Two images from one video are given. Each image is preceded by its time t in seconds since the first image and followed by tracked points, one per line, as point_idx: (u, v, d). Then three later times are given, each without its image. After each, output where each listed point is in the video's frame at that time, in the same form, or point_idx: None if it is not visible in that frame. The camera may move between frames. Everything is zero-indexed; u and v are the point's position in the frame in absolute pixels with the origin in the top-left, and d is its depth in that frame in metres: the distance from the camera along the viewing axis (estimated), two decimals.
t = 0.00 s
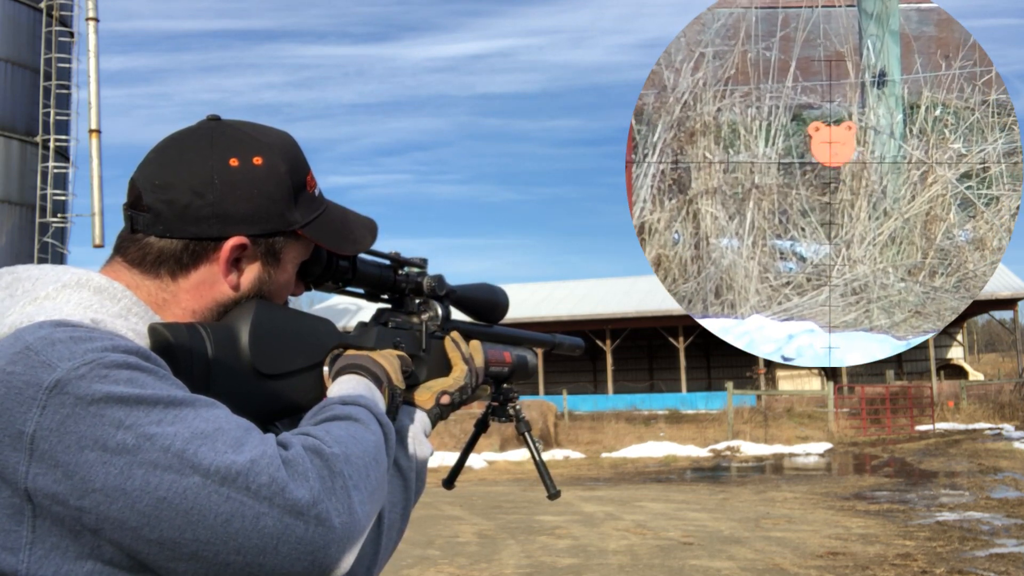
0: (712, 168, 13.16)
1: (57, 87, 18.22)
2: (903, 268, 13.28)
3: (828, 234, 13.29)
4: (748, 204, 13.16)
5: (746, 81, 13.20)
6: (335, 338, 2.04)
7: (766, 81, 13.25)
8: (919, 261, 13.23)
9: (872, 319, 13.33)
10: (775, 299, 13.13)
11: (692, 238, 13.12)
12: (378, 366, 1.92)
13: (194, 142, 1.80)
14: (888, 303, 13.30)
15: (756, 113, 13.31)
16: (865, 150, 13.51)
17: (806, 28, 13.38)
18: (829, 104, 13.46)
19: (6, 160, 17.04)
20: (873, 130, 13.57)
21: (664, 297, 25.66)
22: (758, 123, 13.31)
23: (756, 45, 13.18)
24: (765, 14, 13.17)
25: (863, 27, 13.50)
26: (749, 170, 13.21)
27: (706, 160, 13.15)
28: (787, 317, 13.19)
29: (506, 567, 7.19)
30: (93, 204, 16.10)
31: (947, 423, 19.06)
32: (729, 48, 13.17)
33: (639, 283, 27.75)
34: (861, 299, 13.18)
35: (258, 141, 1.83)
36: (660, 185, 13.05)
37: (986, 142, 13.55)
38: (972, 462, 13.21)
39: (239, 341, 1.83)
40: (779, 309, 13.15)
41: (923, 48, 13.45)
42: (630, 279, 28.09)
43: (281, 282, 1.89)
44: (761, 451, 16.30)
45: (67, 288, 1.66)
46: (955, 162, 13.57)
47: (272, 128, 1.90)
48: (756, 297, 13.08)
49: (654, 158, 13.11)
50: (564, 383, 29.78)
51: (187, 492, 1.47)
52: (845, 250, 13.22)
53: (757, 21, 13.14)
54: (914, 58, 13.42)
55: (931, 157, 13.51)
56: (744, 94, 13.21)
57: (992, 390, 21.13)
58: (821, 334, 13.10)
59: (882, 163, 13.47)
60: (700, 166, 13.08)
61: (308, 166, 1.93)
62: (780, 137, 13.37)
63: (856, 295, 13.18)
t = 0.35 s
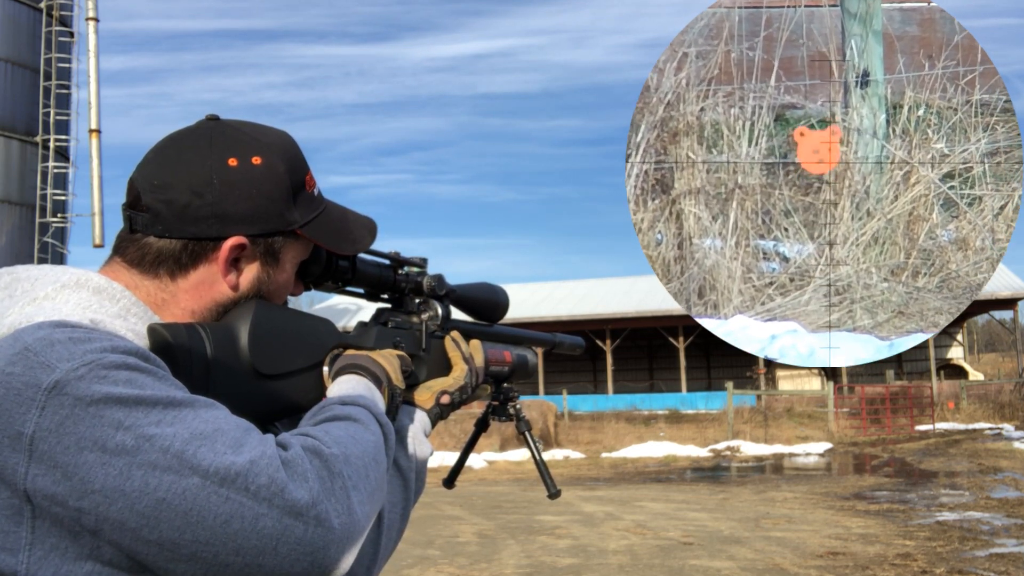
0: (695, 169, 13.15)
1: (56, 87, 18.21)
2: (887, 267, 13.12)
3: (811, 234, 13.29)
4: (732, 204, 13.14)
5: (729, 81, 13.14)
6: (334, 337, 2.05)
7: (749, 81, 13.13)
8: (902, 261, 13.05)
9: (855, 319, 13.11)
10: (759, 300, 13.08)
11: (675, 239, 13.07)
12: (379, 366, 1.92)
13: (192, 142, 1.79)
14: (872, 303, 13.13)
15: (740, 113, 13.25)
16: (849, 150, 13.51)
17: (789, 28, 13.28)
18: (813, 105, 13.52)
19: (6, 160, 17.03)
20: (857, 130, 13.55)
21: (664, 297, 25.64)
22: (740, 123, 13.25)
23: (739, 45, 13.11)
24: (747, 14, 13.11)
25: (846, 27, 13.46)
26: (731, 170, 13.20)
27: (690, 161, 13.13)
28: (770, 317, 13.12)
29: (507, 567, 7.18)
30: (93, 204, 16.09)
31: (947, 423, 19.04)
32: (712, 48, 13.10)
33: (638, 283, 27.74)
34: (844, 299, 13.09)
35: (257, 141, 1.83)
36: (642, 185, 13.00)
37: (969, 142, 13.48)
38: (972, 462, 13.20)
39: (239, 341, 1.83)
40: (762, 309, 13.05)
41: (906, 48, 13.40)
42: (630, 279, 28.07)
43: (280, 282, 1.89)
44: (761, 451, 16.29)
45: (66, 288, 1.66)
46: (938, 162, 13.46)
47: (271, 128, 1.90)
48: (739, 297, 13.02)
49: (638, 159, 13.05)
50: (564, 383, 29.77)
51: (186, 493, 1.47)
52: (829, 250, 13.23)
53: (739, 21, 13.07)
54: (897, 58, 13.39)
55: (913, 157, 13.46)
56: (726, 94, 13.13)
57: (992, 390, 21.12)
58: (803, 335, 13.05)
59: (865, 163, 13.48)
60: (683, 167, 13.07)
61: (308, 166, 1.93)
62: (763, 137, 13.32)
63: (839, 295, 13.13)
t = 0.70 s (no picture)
0: (694, 165, 13.07)
1: (56, 87, 18.21)
2: (887, 264, 13.05)
3: (810, 231, 13.24)
4: (731, 201, 13.07)
5: (728, 78, 13.11)
6: (336, 337, 2.05)
7: (748, 78, 13.16)
8: (902, 257, 12.96)
9: (855, 315, 13.00)
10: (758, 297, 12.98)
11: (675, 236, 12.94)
12: (380, 366, 1.92)
13: (194, 142, 1.80)
14: (871, 299, 13.01)
15: (739, 110, 13.28)
16: (848, 147, 13.47)
17: (787, 24, 13.20)
18: (812, 102, 13.38)
19: (6, 160, 17.02)
20: (856, 127, 13.50)
21: (664, 297, 25.64)
22: (739, 119, 13.26)
23: (738, 43, 13.08)
24: (746, 11, 13.02)
25: (845, 24, 13.38)
26: (730, 166, 13.15)
27: (688, 157, 13.05)
28: (769, 314, 13.05)
29: (506, 566, 7.18)
30: (93, 204, 16.08)
31: (947, 423, 19.03)
32: (711, 45, 12.96)
33: (639, 283, 27.73)
34: (843, 295, 13.03)
35: (258, 141, 1.83)
36: (642, 181, 12.84)
37: (968, 138, 13.33)
38: (972, 462, 13.20)
39: (241, 341, 1.83)
40: (762, 306, 12.98)
41: (905, 45, 13.31)
42: (630, 279, 28.07)
43: (281, 282, 1.89)
44: (761, 451, 16.28)
45: (68, 288, 1.66)
46: (937, 159, 13.33)
47: (272, 128, 1.90)
48: (739, 294, 12.93)
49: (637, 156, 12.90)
50: (564, 383, 29.76)
51: (188, 492, 1.47)
52: (828, 246, 13.16)
53: (738, 18, 12.98)
54: (896, 55, 13.31)
55: (912, 153, 13.36)
56: (726, 91, 13.12)
57: (992, 390, 21.11)
58: (802, 331, 12.92)
59: (864, 159, 13.42)
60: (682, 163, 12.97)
61: (309, 167, 1.93)
62: (762, 134, 13.30)
63: (839, 292, 13.07)
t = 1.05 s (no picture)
0: (687, 181, 13.11)
1: (56, 87, 18.21)
2: (882, 280, 13.17)
3: (803, 246, 13.24)
4: (725, 217, 13.10)
5: (721, 94, 13.12)
6: (336, 337, 2.04)
7: (741, 94, 13.13)
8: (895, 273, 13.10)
9: (848, 331, 13.13)
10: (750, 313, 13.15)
11: (666, 253, 13.19)
12: (381, 366, 1.91)
13: (195, 141, 1.79)
14: (864, 315, 13.15)
15: (732, 125, 13.20)
16: (839, 162, 13.42)
17: (781, 40, 13.25)
18: (805, 118, 13.31)
19: (6, 160, 17.02)
20: (849, 143, 13.37)
21: (664, 297, 25.65)
22: (733, 136, 13.18)
23: (731, 58, 13.11)
24: (740, 26, 13.12)
25: (838, 40, 13.39)
26: (724, 183, 13.12)
27: (681, 174, 13.10)
28: (763, 330, 13.20)
29: (506, 567, 7.18)
30: (93, 204, 16.09)
31: (947, 423, 19.02)
32: (704, 62, 13.05)
33: (639, 283, 27.75)
34: (837, 311, 13.13)
35: (259, 141, 1.82)
36: (635, 199, 13.02)
37: (962, 153, 13.42)
38: (972, 462, 13.20)
39: (243, 341, 1.83)
40: (755, 322, 13.15)
41: (898, 61, 13.45)
42: (630, 279, 28.08)
43: (282, 281, 1.89)
44: (761, 451, 16.28)
45: (69, 289, 1.65)
46: (930, 174, 13.42)
47: (273, 127, 1.90)
48: (732, 310, 13.13)
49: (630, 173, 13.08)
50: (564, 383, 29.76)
51: (189, 493, 1.47)
52: (822, 262, 13.20)
53: (731, 34, 13.08)
54: (889, 70, 13.42)
55: (906, 169, 13.43)
56: (719, 107, 13.16)
57: (992, 390, 21.10)
58: (796, 347, 13.12)
59: (858, 175, 13.39)
60: (675, 181, 13.04)
61: (310, 166, 1.92)
62: (755, 150, 13.19)
63: (832, 307, 13.15)
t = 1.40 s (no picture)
0: (704, 168, 13.14)
1: (57, 87, 18.22)
2: (900, 270, 13.14)
3: (821, 235, 13.25)
4: (742, 206, 13.11)
5: (739, 81, 13.17)
6: (338, 337, 2.04)
7: (759, 83, 13.20)
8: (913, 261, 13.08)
9: (865, 319, 13.16)
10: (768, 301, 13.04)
11: (684, 240, 13.11)
12: (381, 367, 1.91)
13: (195, 142, 1.79)
14: (882, 303, 13.14)
15: (750, 113, 13.31)
16: (857, 150, 13.48)
17: (798, 28, 13.27)
18: (822, 105, 13.50)
19: (6, 160, 17.02)
20: (866, 130, 13.58)
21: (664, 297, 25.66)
22: (750, 124, 13.30)
23: (748, 46, 13.16)
24: (756, 15, 13.11)
25: (855, 27, 13.49)
26: (741, 171, 13.17)
27: (699, 161, 13.14)
28: (780, 318, 13.07)
29: (506, 567, 7.18)
30: (93, 203, 16.09)
31: (947, 423, 19.04)
32: (721, 49, 13.14)
33: (638, 283, 27.76)
34: (854, 300, 13.09)
35: (259, 141, 1.82)
36: (652, 187, 13.02)
37: (979, 142, 13.51)
38: (972, 462, 13.19)
39: (244, 341, 1.83)
40: (772, 310, 13.02)
41: (915, 48, 13.43)
42: (630, 279, 28.08)
43: (283, 282, 1.89)
44: (761, 450, 16.28)
45: (70, 288, 1.65)
46: (948, 162, 13.49)
47: (273, 127, 1.90)
48: (749, 298, 13.00)
49: (647, 161, 13.11)
50: (564, 383, 29.76)
51: (190, 493, 1.47)
52: (839, 250, 13.20)
53: (748, 22, 13.09)
54: (907, 58, 13.43)
55: (923, 157, 13.49)
56: (736, 95, 13.19)
57: (992, 390, 21.11)
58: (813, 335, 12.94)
59: (874, 165, 13.45)
60: (692, 166, 13.06)
61: (311, 166, 1.92)
62: (773, 138, 13.36)
63: (849, 296, 13.09)
